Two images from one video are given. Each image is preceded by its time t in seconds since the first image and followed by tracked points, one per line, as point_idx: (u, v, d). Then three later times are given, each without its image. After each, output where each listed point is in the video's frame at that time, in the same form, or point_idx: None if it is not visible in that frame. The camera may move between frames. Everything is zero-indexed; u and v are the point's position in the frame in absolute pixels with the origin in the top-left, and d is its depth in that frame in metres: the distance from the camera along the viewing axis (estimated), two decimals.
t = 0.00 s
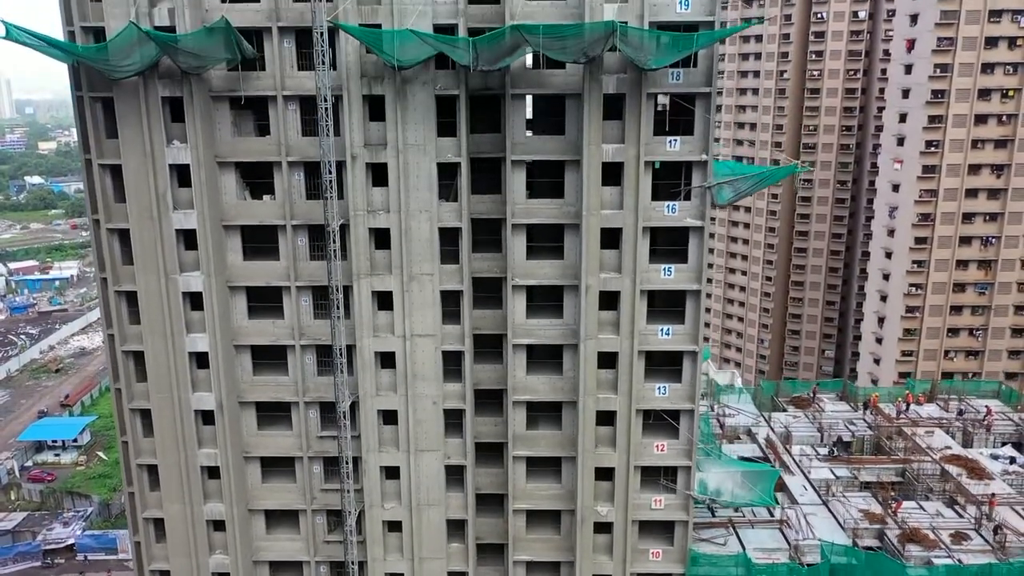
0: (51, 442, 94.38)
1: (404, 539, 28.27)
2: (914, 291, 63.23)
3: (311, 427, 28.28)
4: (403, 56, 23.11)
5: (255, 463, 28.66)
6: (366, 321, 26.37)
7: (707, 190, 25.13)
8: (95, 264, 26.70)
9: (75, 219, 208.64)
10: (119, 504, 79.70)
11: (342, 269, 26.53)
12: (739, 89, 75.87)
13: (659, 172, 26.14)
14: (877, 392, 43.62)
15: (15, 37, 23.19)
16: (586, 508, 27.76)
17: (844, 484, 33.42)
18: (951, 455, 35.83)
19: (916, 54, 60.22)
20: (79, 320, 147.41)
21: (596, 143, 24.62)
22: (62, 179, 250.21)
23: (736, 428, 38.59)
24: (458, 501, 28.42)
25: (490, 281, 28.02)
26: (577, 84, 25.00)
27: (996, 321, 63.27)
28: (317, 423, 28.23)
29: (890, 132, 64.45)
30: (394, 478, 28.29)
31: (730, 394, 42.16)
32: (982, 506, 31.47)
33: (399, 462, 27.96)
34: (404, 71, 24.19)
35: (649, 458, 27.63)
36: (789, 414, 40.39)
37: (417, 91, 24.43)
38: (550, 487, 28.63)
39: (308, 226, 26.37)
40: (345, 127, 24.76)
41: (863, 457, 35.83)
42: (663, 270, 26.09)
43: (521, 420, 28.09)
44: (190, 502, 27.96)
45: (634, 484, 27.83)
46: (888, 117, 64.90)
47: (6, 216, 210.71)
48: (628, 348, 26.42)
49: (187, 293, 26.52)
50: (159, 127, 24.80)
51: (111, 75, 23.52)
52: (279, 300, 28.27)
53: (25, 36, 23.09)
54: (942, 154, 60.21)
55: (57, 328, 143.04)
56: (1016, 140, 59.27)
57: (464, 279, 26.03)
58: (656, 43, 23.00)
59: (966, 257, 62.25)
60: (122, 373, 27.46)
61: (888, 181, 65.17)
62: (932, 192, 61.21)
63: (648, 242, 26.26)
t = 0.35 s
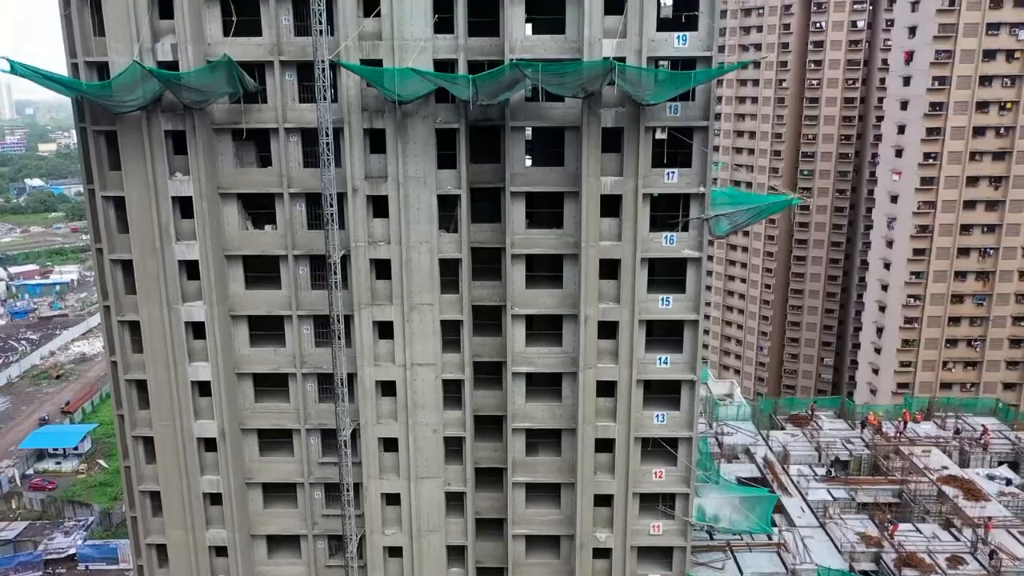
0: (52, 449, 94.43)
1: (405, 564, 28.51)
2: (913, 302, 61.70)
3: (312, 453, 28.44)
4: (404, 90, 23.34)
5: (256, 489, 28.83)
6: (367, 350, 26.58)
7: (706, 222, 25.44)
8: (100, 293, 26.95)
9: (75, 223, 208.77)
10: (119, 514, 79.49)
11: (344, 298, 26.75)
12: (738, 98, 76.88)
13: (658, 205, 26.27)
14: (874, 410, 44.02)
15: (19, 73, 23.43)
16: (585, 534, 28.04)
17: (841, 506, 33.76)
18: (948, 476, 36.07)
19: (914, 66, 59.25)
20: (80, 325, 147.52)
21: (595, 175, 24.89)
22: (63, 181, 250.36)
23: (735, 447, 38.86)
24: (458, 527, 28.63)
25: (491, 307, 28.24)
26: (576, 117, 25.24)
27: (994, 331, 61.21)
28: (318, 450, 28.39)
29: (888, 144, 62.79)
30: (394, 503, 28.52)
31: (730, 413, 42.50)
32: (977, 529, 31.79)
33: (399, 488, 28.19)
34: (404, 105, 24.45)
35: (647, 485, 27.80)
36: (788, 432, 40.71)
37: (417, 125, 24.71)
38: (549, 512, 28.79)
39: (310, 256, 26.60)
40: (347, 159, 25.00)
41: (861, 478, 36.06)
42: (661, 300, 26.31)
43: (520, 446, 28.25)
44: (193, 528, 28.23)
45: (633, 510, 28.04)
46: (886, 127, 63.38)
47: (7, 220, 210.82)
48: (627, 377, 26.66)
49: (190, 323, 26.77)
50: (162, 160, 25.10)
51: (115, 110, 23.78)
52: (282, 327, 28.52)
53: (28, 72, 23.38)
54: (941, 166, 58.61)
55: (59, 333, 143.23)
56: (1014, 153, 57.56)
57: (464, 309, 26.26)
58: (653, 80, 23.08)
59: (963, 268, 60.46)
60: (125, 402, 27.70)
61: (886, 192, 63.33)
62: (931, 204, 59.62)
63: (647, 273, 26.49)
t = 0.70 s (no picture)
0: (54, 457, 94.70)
1: None
2: (911, 312, 61.57)
3: (314, 479, 28.65)
4: (405, 123, 23.55)
5: (259, 513, 29.02)
6: (369, 378, 26.80)
7: (704, 251, 25.74)
8: (105, 321, 27.24)
9: (76, 226, 209.02)
10: (121, 523, 79.63)
11: (346, 326, 26.97)
12: (737, 106, 77.51)
13: (656, 235, 26.62)
14: (872, 427, 44.36)
15: (26, 105, 23.76)
16: (584, 558, 28.31)
17: (839, 527, 33.86)
18: (945, 495, 36.25)
19: (913, 77, 59.46)
20: (81, 330, 147.78)
21: (595, 206, 25.11)
22: (64, 184, 250.64)
23: (733, 465, 39.10)
24: (459, 551, 28.85)
25: (492, 333, 28.44)
26: (576, 148, 25.46)
27: (993, 342, 61.38)
28: (320, 474, 28.59)
29: (887, 154, 62.78)
30: (396, 527, 28.73)
31: (729, 431, 42.81)
32: (974, 551, 31.95)
33: (401, 513, 28.42)
34: (406, 137, 24.69)
35: (646, 509, 28.03)
36: (786, 449, 40.98)
37: (418, 156, 24.96)
38: (549, 536, 28.98)
39: (312, 284, 26.83)
40: (349, 190, 25.23)
41: (859, 497, 36.25)
42: (660, 327, 26.56)
43: (521, 471, 28.46)
44: (195, 553, 28.47)
45: (632, 534, 28.28)
46: (884, 138, 63.44)
47: (8, 223, 211.15)
48: (626, 404, 26.90)
49: (193, 351, 26.99)
50: (166, 191, 25.34)
51: (119, 142, 23.95)
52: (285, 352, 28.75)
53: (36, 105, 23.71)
54: (939, 177, 58.72)
55: (60, 338, 143.50)
56: (1012, 164, 57.78)
57: (465, 337, 26.47)
58: (651, 113, 23.21)
59: (961, 279, 60.52)
60: (129, 428, 27.96)
61: (885, 203, 63.48)
62: (929, 215, 59.61)
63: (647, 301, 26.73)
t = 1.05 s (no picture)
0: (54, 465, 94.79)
1: None
2: (910, 322, 61.51)
3: (315, 503, 28.86)
4: (406, 157, 23.82)
5: (261, 537, 29.24)
6: (370, 405, 27.03)
7: (703, 280, 26.02)
8: (108, 348, 27.44)
9: (76, 229, 209.20)
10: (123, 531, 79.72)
11: (348, 353, 27.19)
12: (737, 115, 77.67)
13: (656, 264, 26.67)
14: (870, 444, 44.69)
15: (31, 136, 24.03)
16: None
17: (837, 547, 34.05)
18: (943, 515, 36.40)
19: (912, 89, 59.50)
20: (82, 336, 147.88)
21: (594, 237, 25.36)
22: (65, 186, 250.87)
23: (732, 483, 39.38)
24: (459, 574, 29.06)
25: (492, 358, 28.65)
26: (576, 178, 25.69)
27: (992, 353, 61.43)
28: (322, 499, 28.80)
29: (886, 164, 62.80)
30: (397, 551, 28.93)
31: (728, 447, 42.85)
32: (971, 572, 32.10)
33: (402, 538, 28.63)
34: (407, 168, 24.92)
35: (646, 534, 28.27)
36: (785, 467, 41.24)
37: (420, 187, 25.19)
38: (549, 560, 29.21)
39: (314, 311, 27.06)
40: (351, 220, 25.47)
41: (857, 517, 36.47)
42: (660, 355, 26.82)
43: (521, 496, 28.66)
44: None
45: (632, 559, 28.52)
46: (883, 149, 63.54)
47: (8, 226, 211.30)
48: (626, 431, 27.14)
49: (196, 378, 27.21)
50: (169, 221, 25.57)
51: (123, 173, 24.19)
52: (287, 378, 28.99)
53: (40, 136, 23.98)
54: (938, 188, 58.77)
55: (61, 343, 143.63)
56: (1011, 175, 57.91)
57: (465, 365, 26.69)
58: (648, 148, 23.44)
59: (960, 290, 60.56)
60: (132, 455, 28.15)
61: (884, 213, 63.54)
62: (927, 226, 59.62)
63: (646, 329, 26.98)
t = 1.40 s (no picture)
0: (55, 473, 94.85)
1: None
2: (909, 334, 61.55)
3: (317, 529, 29.06)
4: (408, 190, 24.04)
5: (264, 563, 29.46)
6: (372, 433, 27.26)
7: (702, 311, 26.38)
8: (111, 376, 27.65)
9: (77, 233, 209.39)
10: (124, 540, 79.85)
11: (350, 381, 27.40)
12: (736, 123, 77.82)
13: (656, 294, 27.17)
14: (868, 462, 45.00)
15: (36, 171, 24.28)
16: None
17: (835, 568, 34.22)
18: (941, 535, 36.54)
19: (911, 101, 59.57)
20: (82, 341, 148.00)
21: (594, 268, 25.58)
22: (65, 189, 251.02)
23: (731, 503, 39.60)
24: None
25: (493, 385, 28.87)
26: (576, 210, 25.91)
27: (990, 364, 61.50)
28: (324, 524, 29.02)
29: (885, 175, 62.90)
30: None
31: (727, 464, 43.44)
32: None
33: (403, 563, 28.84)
34: (409, 201, 25.14)
35: (645, 560, 28.52)
36: (784, 485, 41.49)
37: (421, 219, 25.42)
38: None
39: (316, 340, 27.29)
40: (353, 251, 25.70)
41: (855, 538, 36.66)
42: (659, 385, 27.06)
43: (522, 521, 28.87)
44: None
45: None
46: (882, 160, 63.68)
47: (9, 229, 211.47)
48: (626, 459, 27.38)
49: (199, 406, 27.42)
50: (173, 253, 25.80)
51: (127, 207, 24.46)
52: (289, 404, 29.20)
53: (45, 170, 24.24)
54: (937, 200, 58.85)
55: (62, 348, 143.79)
56: (1009, 188, 58.02)
57: (466, 394, 26.91)
58: (647, 184, 23.69)
59: (958, 301, 60.64)
60: (135, 482, 28.34)
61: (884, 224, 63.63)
62: (926, 237, 59.71)
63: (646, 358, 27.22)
